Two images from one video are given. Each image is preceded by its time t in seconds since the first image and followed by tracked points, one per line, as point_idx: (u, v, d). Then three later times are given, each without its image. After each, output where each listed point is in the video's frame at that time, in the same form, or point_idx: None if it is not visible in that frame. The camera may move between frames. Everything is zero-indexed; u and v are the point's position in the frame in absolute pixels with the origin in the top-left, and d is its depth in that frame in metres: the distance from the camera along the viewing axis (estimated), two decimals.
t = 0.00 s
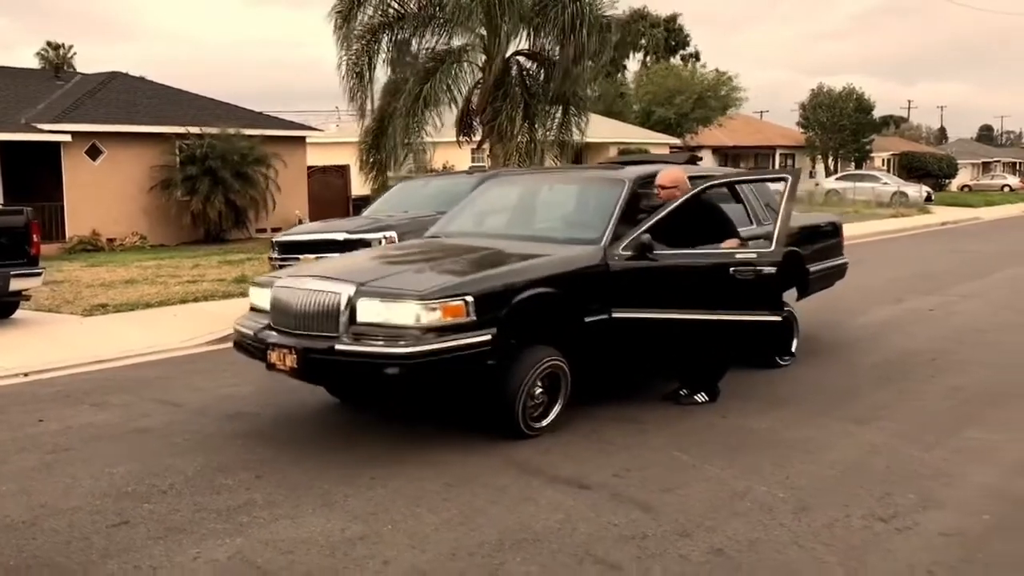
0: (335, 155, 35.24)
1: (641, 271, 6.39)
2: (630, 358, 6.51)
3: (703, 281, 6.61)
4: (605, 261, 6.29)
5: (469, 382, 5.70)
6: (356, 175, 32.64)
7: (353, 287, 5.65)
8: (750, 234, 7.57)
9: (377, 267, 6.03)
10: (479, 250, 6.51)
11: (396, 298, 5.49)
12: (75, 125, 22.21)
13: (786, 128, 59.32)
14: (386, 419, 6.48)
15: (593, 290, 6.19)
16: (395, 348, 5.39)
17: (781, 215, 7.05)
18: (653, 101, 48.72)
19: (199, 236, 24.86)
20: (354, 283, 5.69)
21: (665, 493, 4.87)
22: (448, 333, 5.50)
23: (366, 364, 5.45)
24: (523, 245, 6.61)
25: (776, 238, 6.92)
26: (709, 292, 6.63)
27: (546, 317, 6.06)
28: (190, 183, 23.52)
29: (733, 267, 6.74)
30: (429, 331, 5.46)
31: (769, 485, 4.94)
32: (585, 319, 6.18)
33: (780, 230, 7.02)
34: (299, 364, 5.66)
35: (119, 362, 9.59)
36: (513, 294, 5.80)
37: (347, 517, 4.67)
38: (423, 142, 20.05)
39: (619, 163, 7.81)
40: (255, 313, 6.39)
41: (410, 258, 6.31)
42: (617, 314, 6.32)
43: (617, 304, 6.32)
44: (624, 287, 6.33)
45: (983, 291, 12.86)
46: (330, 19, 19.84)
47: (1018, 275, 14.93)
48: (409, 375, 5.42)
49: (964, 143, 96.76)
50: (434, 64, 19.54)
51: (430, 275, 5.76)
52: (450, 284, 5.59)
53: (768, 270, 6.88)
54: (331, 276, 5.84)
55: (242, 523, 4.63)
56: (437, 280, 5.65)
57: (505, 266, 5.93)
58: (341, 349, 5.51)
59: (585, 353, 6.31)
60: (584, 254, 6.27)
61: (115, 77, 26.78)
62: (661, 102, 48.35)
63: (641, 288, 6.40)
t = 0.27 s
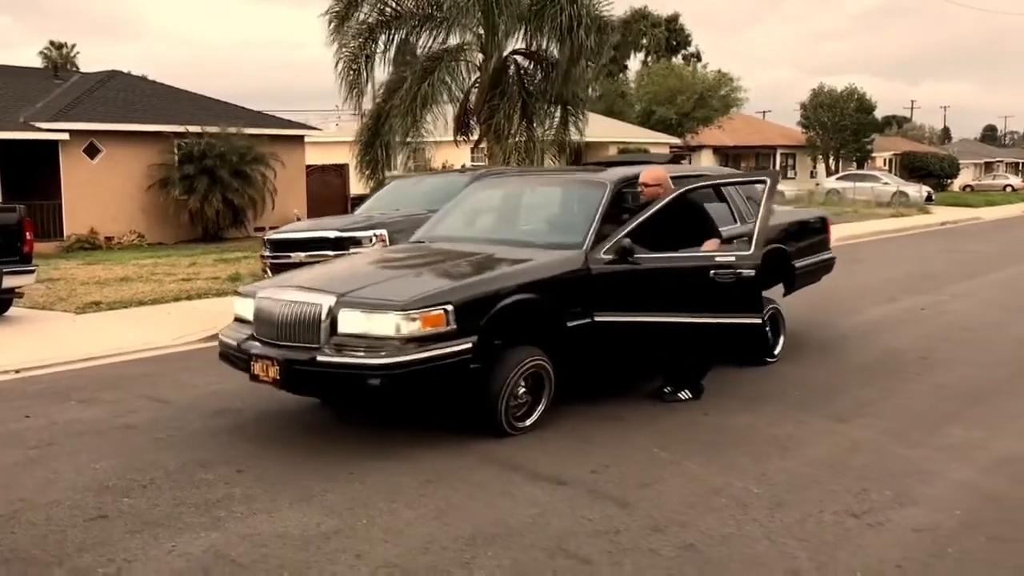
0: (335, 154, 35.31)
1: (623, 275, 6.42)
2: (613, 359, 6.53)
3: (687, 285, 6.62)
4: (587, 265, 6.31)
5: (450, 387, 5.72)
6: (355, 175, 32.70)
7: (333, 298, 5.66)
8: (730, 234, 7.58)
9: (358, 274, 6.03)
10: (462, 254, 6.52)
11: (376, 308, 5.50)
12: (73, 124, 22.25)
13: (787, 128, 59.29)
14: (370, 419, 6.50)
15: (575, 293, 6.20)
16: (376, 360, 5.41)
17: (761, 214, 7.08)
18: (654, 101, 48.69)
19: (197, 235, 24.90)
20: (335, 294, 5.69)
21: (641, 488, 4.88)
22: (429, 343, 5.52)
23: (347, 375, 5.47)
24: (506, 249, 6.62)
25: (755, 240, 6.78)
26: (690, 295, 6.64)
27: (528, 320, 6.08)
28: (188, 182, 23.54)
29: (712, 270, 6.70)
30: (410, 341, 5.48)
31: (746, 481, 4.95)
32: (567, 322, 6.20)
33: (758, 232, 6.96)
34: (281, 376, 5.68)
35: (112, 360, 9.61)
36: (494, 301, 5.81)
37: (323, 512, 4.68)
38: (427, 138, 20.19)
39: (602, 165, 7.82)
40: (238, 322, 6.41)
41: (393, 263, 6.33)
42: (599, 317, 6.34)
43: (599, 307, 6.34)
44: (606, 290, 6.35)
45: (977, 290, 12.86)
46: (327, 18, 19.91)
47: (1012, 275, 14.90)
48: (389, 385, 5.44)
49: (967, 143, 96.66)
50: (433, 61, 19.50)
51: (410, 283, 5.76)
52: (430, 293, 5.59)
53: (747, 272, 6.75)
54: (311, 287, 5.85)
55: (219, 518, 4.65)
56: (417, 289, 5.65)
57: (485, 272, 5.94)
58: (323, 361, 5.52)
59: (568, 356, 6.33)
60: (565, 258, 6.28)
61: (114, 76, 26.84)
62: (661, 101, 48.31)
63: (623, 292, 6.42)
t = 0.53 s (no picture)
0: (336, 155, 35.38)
1: (610, 268, 6.47)
2: (600, 354, 6.57)
3: (671, 279, 6.75)
4: (575, 258, 6.35)
5: (435, 376, 5.76)
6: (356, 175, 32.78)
7: (321, 284, 5.72)
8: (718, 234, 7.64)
9: (347, 264, 6.10)
10: (451, 247, 6.56)
11: (363, 295, 5.56)
12: (74, 124, 22.33)
13: (789, 129, 59.27)
14: (358, 414, 6.56)
15: (562, 286, 6.24)
16: (361, 344, 5.45)
17: (743, 218, 7.55)
18: (655, 101, 48.69)
19: (197, 235, 24.98)
20: (322, 280, 5.76)
21: (622, 484, 4.92)
22: (414, 329, 5.57)
23: (332, 360, 5.51)
24: (495, 243, 6.64)
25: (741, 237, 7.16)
26: (674, 290, 6.76)
27: (515, 313, 6.12)
28: (188, 182, 23.61)
29: (700, 264, 6.94)
30: (395, 327, 5.53)
31: (726, 477, 4.99)
32: (554, 316, 6.24)
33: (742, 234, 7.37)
34: (267, 361, 5.73)
35: (107, 358, 9.65)
36: (481, 291, 5.86)
37: (306, 506, 4.73)
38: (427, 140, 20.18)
39: (594, 163, 7.86)
40: (228, 311, 6.47)
41: (382, 256, 6.38)
42: (585, 311, 6.38)
43: (586, 301, 6.38)
44: (593, 284, 6.39)
45: (971, 291, 12.88)
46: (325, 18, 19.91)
47: (1007, 275, 14.92)
48: (374, 370, 5.48)
49: (970, 144, 96.50)
50: (434, 60, 19.46)
51: (398, 272, 5.82)
52: (417, 281, 5.65)
53: (732, 267, 7.10)
54: (300, 275, 5.91)
55: (203, 512, 4.70)
56: (405, 277, 5.71)
57: (473, 262, 5.99)
58: (308, 345, 5.57)
59: (555, 350, 6.36)
60: (553, 251, 6.31)
61: (116, 76, 26.92)
62: (662, 102, 48.30)
63: (610, 285, 6.47)
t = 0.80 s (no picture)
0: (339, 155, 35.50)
1: (598, 272, 6.52)
2: (589, 355, 6.63)
3: (660, 283, 6.77)
4: (563, 262, 6.40)
5: (424, 380, 5.83)
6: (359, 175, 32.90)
7: (309, 292, 5.78)
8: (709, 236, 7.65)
9: (337, 270, 6.15)
10: (441, 251, 6.61)
11: (350, 303, 5.61)
12: (77, 124, 22.46)
13: (792, 130, 59.28)
14: (349, 413, 6.63)
15: (551, 289, 6.29)
16: (350, 353, 5.52)
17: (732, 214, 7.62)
18: (657, 102, 48.76)
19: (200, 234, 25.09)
20: (311, 288, 5.81)
21: (605, 480, 4.99)
22: (402, 337, 5.63)
23: (322, 367, 5.59)
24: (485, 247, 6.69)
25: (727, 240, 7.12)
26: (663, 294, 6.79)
27: (503, 315, 6.18)
28: (191, 182, 23.72)
29: (685, 268, 6.87)
30: (383, 335, 5.59)
31: (708, 474, 5.05)
32: (543, 318, 6.29)
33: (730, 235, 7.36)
34: (259, 368, 5.80)
35: (106, 356, 9.73)
36: (469, 297, 5.91)
37: (292, 501, 4.81)
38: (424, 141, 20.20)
39: (585, 165, 7.89)
40: (221, 316, 6.54)
41: (372, 259, 6.43)
42: (574, 314, 6.44)
43: (576, 303, 6.43)
44: (582, 287, 6.45)
45: (967, 291, 12.92)
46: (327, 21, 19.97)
47: (1004, 276, 14.94)
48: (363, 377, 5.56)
49: (976, 144, 96.32)
50: (432, 63, 19.42)
51: (387, 278, 5.88)
52: (404, 288, 5.70)
53: (717, 271, 7.03)
54: (290, 281, 5.97)
55: (192, 506, 4.78)
56: (393, 284, 5.76)
57: (461, 268, 6.03)
58: (299, 353, 5.64)
59: (544, 351, 6.42)
60: (542, 256, 6.36)
61: (119, 76, 27.06)
62: (665, 102, 48.35)
63: (598, 288, 6.53)
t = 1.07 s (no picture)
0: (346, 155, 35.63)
1: (593, 267, 6.57)
2: (584, 351, 6.68)
3: (653, 279, 6.86)
4: (559, 258, 6.44)
5: (419, 372, 5.90)
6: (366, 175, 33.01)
7: (307, 282, 5.86)
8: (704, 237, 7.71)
9: (336, 263, 6.23)
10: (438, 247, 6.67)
11: (346, 293, 5.69)
12: (86, 123, 22.61)
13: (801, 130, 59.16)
14: (346, 409, 6.69)
15: (546, 285, 6.35)
16: (345, 341, 5.59)
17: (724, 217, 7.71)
18: (665, 102, 48.73)
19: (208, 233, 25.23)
20: (309, 278, 5.89)
21: (595, 477, 5.05)
22: (397, 327, 5.70)
23: (318, 356, 5.66)
24: (482, 243, 6.74)
25: (720, 237, 7.30)
26: (656, 289, 6.87)
27: (499, 310, 6.24)
28: (199, 181, 23.86)
29: (678, 264, 7.00)
30: (378, 324, 5.66)
31: (697, 471, 5.10)
32: (538, 313, 6.34)
33: (723, 232, 7.53)
34: (256, 357, 5.87)
35: (110, 353, 9.81)
36: (464, 288, 5.98)
37: (286, 496, 4.88)
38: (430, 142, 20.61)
39: (583, 163, 7.93)
40: (220, 307, 6.63)
41: (370, 255, 6.50)
42: (570, 309, 6.49)
43: (571, 299, 6.49)
44: (577, 282, 6.50)
45: (969, 292, 12.92)
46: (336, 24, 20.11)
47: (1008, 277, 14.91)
48: (358, 366, 5.62)
49: (986, 145, 95.90)
50: (435, 64, 19.44)
51: (383, 270, 5.95)
52: (400, 279, 5.78)
53: (711, 267, 7.16)
54: (288, 273, 6.05)
55: (187, 500, 4.86)
56: (389, 275, 5.84)
57: (457, 262, 6.10)
58: (295, 342, 5.72)
59: (539, 347, 6.47)
60: (538, 251, 6.41)
61: (129, 76, 27.22)
62: (673, 103, 48.32)
63: (593, 284, 6.58)
